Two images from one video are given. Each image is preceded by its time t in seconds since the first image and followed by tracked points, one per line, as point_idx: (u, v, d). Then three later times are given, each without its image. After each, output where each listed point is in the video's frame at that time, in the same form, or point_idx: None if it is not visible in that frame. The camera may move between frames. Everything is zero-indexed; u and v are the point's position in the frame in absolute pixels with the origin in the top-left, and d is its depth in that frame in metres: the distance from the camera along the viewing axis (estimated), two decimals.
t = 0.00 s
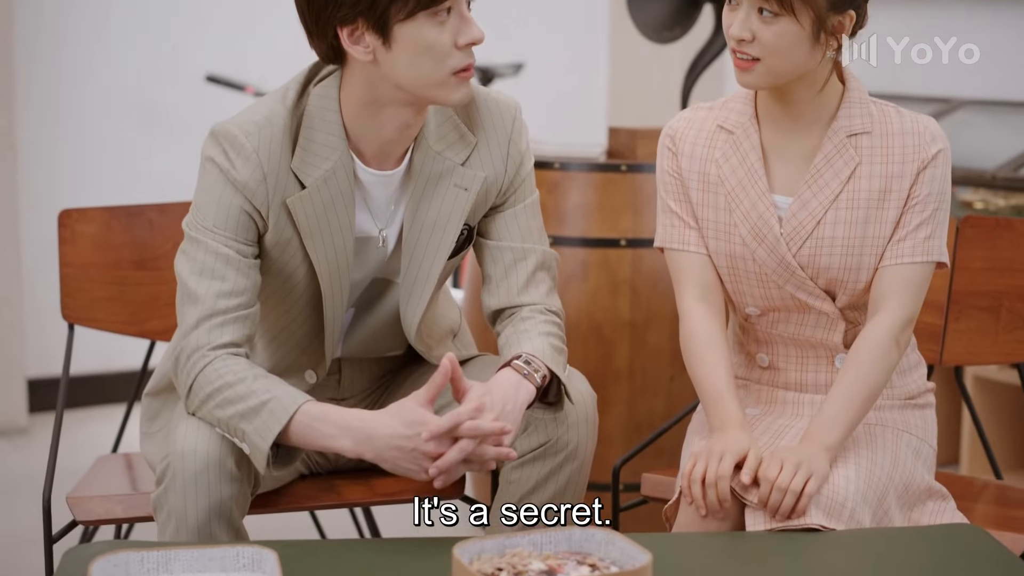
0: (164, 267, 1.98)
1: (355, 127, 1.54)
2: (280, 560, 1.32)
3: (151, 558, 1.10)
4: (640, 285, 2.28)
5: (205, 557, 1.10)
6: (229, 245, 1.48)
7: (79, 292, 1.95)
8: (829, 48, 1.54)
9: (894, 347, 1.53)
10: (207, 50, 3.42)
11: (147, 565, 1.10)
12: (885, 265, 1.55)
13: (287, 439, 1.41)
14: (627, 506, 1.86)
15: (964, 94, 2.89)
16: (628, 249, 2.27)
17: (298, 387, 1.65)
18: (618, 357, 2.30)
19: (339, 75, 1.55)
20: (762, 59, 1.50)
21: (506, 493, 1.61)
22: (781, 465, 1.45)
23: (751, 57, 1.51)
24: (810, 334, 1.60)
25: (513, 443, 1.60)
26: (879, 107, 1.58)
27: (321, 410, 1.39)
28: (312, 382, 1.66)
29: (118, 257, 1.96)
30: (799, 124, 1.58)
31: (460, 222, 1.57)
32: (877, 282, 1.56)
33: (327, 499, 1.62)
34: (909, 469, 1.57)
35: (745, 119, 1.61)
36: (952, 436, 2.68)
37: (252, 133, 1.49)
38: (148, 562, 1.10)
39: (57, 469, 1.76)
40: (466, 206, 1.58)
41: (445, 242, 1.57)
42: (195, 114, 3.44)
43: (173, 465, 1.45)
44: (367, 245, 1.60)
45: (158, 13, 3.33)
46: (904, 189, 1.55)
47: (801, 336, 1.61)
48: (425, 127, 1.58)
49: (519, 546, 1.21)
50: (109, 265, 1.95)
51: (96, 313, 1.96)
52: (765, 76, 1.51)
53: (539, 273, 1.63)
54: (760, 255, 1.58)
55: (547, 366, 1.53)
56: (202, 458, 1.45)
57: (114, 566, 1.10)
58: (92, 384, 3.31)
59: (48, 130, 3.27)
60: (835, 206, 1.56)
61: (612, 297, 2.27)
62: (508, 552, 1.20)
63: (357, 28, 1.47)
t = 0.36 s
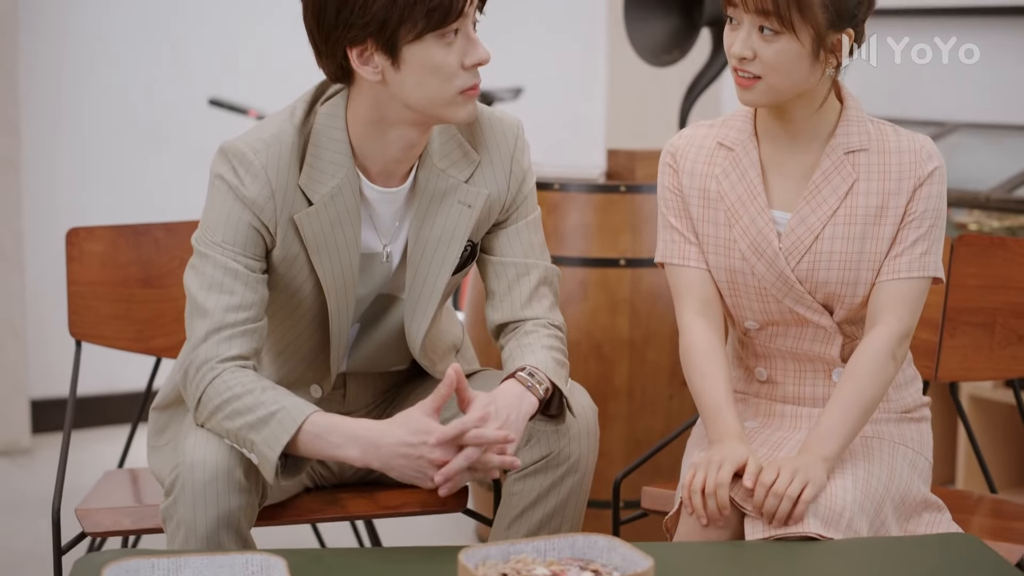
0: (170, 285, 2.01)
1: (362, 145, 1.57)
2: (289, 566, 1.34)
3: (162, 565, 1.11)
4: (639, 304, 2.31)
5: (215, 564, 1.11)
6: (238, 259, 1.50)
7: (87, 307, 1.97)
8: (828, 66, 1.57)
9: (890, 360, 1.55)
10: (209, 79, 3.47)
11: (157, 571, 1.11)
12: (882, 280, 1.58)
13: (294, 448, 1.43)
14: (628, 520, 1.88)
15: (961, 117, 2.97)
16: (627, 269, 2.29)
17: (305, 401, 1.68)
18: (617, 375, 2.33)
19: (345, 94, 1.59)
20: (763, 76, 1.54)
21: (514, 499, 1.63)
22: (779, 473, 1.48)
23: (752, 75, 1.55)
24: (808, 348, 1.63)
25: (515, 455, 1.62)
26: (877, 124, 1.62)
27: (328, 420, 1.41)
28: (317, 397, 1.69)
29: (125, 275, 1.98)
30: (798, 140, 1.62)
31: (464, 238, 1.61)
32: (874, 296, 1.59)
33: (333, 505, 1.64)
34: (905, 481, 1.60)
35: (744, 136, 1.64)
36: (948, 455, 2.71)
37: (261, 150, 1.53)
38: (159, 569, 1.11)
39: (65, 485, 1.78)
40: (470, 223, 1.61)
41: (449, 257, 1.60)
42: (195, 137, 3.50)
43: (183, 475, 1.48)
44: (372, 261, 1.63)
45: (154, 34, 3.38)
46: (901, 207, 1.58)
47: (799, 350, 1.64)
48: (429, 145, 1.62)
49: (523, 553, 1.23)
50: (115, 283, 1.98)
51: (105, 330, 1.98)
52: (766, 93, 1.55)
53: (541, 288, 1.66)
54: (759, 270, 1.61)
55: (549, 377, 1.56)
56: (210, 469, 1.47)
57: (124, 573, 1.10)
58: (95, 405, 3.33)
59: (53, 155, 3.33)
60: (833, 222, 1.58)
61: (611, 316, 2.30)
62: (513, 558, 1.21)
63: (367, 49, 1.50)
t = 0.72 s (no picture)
0: (176, 302, 2.04)
1: (368, 163, 1.60)
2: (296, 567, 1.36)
3: (173, 571, 1.15)
4: (638, 320, 2.33)
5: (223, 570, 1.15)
6: (245, 273, 1.52)
7: (95, 323, 2.00)
8: (829, 84, 1.61)
9: (887, 372, 1.58)
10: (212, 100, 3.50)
11: None
12: (879, 293, 1.62)
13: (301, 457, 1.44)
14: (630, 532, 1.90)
15: (954, 138, 3.01)
16: (627, 286, 2.33)
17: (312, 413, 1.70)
18: (618, 391, 2.35)
19: (351, 110, 1.62)
20: (766, 94, 1.57)
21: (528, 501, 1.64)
22: (777, 480, 1.50)
23: (756, 93, 1.59)
24: (807, 360, 1.66)
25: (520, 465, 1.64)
26: (874, 142, 1.66)
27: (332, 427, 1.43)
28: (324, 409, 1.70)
29: (133, 291, 2.01)
30: (799, 158, 1.65)
31: (468, 254, 1.62)
32: (872, 308, 1.63)
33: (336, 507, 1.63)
34: (902, 492, 1.62)
35: (744, 152, 1.68)
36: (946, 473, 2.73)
37: (268, 165, 1.56)
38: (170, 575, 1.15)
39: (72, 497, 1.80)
40: (473, 238, 1.62)
41: (453, 272, 1.62)
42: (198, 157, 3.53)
43: (198, 485, 1.50)
44: (377, 275, 1.64)
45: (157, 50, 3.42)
46: (898, 221, 1.62)
47: (798, 363, 1.67)
48: (433, 162, 1.64)
49: (527, 558, 1.24)
50: (122, 299, 2.00)
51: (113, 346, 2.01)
52: (768, 110, 1.59)
53: (544, 302, 1.69)
54: (759, 283, 1.64)
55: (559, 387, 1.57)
56: (226, 478, 1.50)
57: None
58: (98, 424, 3.35)
59: (56, 176, 3.36)
60: (831, 234, 1.62)
61: (612, 333, 2.33)
62: (517, 563, 1.22)
63: (369, 68, 1.51)
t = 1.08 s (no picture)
0: (182, 315, 2.06)
1: (372, 177, 1.62)
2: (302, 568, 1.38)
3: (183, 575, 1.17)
4: (640, 335, 2.36)
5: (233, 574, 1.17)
6: (254, 283, 1.54)
7: (102, 337, 2.02)
8: (828, 98, 1.64)
9: (885, 381, 1.60)
10: (216, 119, 3.53)
11: None
12: (877, 303, 1.64)
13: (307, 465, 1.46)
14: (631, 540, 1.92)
15: (952, 156, 3.06)
16: (627, 301, 2.35)
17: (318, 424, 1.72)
18: (619, 404, 2.37)
19: (355, 125, 1.64)
20: (766, 109, 1.60)
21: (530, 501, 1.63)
22: (776, 487, 1.53)
23: (756, 108, 1.61)
24: (806, 370, 1.69)
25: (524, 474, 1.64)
26: (871, 155, 1.69)
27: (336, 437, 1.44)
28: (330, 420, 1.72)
29: (139, 304, 2.03)
30: (798, 171, 1.68)
31: (471, 265, 1.64)
32: (870, 317, 1.65)
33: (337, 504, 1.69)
34: (900, 499, 1.64)
35: (744, 164, 1.71)
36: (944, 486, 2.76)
37: (274, 178, 1.57)
38: None
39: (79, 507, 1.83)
40: (477, 249, 1.65)
41: (457, 282, 1.64)
42: (202, 177, 3.56)
43: (206, 491, 1.52)
44: (382, 285, 1.67)
45: (159, 72, 3.45)
46: (895, 232, 1.64)
47: (797, 373, 1.69)
48: (436, 176, 1.66)
49: (532, 562, 1.25)
50: (129, 312, 2.03)
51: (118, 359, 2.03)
52: (769, 125, 1.61)
53: (546, 313, 1.71)
54: (759, 294, 1.67)
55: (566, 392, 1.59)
56: (234, 485, 1.52)
57: None
58: (101, 439, 3.38)
59: (59, 185, 3.39)
60: (830, 245, 1.65)
61: (613, 347, 2.35)
62: (523, 567, 1.24)
63: (371, 83, 1.53)
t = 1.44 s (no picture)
0: (188, 328, 2.08)
1: (379, 191, 1.64)
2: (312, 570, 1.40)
3: None
4: (640, 349, 2.38)
5: None
6: (262, 294, 1.56)
7: (108, 350, 2.04)
8: (828, 111, 1.67)
9: (882, 391, 1.63)
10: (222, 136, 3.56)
11: None
12: (875, 314, 1.67)
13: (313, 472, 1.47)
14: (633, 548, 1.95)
15: (949, 173, 3.09)
16: (629, 315, 2.37)
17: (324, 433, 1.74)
18: (620, 417, 2.40)
19: (363, 138, 1.66)
20: (766, 122, 1.63)
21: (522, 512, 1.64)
22: (776, 494, 1.55)
23: (755, 122, 1.64)
24: (805, 380, 1.71)
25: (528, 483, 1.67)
26: (869, 169, 1.72)
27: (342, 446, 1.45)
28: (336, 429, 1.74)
29: (146, 317, 2.06)
30: (796, 183, 1.71)
31: (476, 275, 1.67)
32: (868, 328, 1.68)
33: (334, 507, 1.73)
34: (898, 507, 1.66)
35: (743, 177, 1.75)
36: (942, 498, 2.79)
37: (283, 190, 1.60)
38: None
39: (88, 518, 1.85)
40: (482, 261, 1.67)
41: (463, 293, 1.66)
42: (205, 194, 3.59)
43: (214, 498, 1.54)
44: (388, 297, 1.69)
45: (160, 77, 3.47)
46: (892, 244, 1.67)
47: (796, 383, 1.72)
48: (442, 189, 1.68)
49: (536, 566, 1.27)
50: (136, 325, 2.05)
51: (125, 371, 2.05)
52: (768, 139, 1.64)
53: (549, 323, 1.73)
54: (759, 305, 1.70)
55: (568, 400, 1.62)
56: (242, 492, 1.53)
57: None
58: (104, 455, 3.40)
59: (63, 200, 3.42)
60: (828, 257, 1.68)
61: (613, 361, 2.38)
62: (527, 571, 1.26)
63: (380, 98, 1.55)
